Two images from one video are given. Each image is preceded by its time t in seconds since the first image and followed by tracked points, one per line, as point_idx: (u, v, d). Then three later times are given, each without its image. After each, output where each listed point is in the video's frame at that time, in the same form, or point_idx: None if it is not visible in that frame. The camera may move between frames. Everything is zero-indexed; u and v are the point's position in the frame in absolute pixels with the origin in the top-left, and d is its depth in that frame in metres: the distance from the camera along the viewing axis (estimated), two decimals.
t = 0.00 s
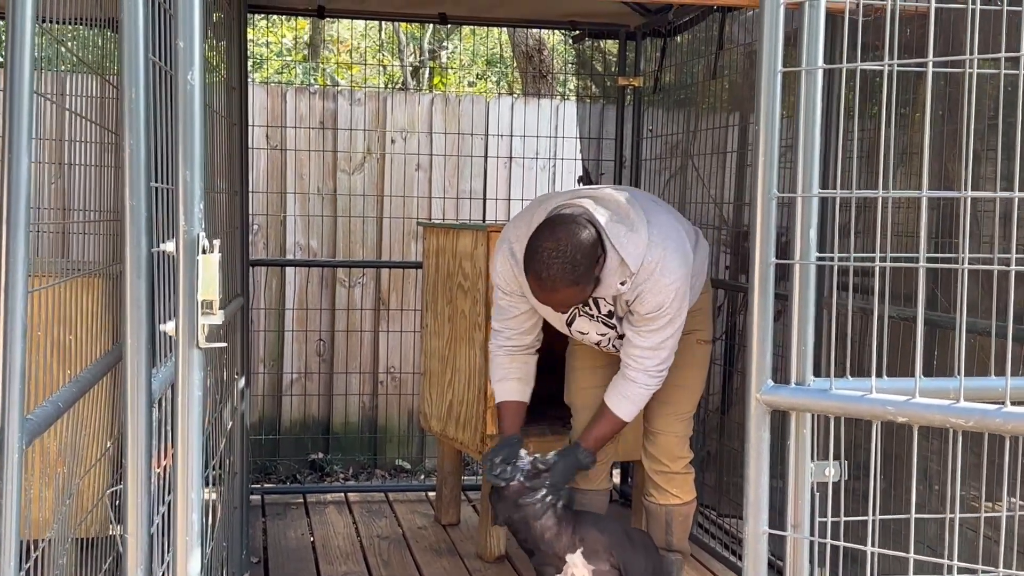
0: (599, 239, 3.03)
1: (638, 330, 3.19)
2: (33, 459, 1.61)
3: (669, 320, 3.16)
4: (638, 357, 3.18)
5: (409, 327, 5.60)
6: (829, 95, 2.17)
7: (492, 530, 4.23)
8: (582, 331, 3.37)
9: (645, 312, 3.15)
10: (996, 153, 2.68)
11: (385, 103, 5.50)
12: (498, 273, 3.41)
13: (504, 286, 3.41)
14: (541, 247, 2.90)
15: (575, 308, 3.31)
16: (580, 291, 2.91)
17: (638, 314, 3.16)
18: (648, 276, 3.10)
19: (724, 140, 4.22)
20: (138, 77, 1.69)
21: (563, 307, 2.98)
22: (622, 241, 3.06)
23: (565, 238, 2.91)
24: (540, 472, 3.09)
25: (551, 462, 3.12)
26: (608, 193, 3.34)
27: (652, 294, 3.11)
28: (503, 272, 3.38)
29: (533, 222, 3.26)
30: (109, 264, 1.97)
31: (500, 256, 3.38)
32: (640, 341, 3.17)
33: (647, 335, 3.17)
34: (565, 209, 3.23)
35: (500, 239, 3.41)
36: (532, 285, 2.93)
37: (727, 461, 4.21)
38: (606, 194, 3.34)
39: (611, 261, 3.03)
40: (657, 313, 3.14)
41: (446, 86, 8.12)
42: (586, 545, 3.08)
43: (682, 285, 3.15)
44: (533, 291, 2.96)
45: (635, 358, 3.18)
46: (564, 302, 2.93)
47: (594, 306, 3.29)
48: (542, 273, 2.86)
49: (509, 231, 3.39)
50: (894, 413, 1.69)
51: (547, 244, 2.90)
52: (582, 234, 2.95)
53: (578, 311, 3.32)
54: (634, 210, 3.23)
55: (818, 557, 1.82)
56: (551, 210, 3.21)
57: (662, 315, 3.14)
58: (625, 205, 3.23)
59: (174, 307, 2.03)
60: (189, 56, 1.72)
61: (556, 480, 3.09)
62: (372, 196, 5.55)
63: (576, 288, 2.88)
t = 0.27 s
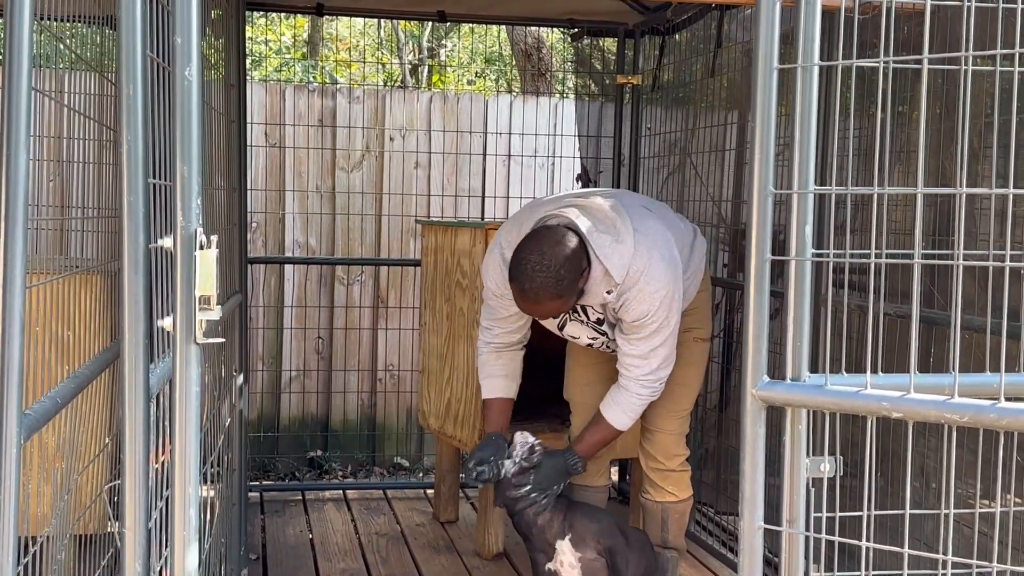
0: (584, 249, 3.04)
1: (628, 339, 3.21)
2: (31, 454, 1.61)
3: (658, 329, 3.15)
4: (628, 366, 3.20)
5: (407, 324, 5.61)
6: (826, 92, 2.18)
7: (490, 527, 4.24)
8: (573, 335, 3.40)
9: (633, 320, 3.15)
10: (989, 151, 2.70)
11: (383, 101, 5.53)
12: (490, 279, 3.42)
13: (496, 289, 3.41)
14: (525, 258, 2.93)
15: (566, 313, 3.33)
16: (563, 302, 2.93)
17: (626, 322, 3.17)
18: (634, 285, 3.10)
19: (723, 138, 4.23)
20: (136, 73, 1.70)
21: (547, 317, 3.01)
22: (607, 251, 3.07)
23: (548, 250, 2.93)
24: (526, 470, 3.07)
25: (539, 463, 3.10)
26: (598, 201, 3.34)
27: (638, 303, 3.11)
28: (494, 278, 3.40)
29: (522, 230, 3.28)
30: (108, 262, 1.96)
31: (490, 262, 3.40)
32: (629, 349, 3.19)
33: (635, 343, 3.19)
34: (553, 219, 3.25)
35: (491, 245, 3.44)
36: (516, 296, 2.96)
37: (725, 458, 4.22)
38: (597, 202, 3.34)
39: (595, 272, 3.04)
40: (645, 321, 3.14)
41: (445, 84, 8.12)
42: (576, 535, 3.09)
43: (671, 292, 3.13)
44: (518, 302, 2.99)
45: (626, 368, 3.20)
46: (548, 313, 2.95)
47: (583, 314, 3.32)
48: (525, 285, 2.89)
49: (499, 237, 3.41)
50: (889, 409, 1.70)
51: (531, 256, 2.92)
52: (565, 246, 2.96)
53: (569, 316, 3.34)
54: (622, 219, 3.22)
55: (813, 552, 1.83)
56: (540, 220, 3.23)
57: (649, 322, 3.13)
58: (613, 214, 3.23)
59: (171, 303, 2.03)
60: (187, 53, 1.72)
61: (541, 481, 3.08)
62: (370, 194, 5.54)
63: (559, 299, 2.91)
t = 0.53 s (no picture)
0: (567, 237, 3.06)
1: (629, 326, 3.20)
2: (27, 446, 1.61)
3: (657, 312, 3.15)
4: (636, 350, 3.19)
5: (404, 320, 5.60)
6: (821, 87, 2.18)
7: (486, 522, 4.25)
8: (565, 327, 3.41)
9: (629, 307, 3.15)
10: (984, 146, 2.71)
11: (380, 96, 5.53)
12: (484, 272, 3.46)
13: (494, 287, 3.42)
14: (505, 248, 2.96)
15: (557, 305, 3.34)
16: (545, 289, 2.96)
17: (622, 310, 3.17)
18: (623, 271, 3.10)
19: (720, 133, 4.22)
20: (131, 66, 1.70)
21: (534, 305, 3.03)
22: (592, 238, 3.08)
23: (529, 238, 2.96)
24: (553, 462, 3.11)
25: (565, 454, 3.13)
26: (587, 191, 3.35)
27: (629, 290, 3.11)
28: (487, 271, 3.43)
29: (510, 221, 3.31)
30: (105, 256, 1.97)
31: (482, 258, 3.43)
32: (633, 336, 3.19)
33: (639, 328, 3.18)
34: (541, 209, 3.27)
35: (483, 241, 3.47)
36: (501, 286, 3.00)
37: (721, 453, 4.22)
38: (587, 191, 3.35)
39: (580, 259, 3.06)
40: (640, 307, 3.13)
41: (442, 80, 8.11)
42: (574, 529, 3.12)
43: (662, 277, 3.13)
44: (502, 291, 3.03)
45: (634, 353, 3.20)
46: (532, 300, 2.98)
47: (575, 304, 3.32)
48: (505, 273, 2.93)
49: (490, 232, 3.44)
50: (881, 402, 1.70)
51: (511, 245, 2.96)
52: (547, 233, 2.98)
53: (560, 308, 3.35)
54: (610, 206, 3.22)
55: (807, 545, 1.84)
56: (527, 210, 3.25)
57: (647, 308, 3.13)
58: (601, 201, 3.24)
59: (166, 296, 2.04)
60: (181, 46, 1.73)
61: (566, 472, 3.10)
62: (367, 189, 5.52)
63: (540, 285, 2.93)
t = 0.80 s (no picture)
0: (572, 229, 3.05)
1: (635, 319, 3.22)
2: (19, 438, 1.59)
3: (663, 302, 3.17)
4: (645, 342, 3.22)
5: (399, 314, 5.60)
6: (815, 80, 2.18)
7: (481, 516, 4.26)
8: (565, 320, 3.41)
9: (633, 299, 3.16)
10: (977, 140, 2.72)
11: (375, 90, 5.50)
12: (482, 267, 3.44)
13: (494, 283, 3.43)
14: (512, 240, 2.94)
15: (559, 298, 3.35)
16: (555, 281, 2.95)
17: (627, 302, 3.18)
18: (627, 263, 3.11)
19: (716, 128, 4.22)
20: (122, 57, 1.69)
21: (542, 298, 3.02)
22: (597, 230, 3.08)
23: (535, 230, 2.94)
24: (585, 463, 3.11)
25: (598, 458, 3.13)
26: (583, 183, 3.35)
27: (634, 282, 3.12)
28: (485, 265, 3.41)
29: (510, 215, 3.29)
30: (99, 250, 1.96)
31: (480, 251, 3.40)
32: (641, 327, 3.21)
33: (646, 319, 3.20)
34: (541, 201, 3.26)
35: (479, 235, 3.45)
36: (508, 280, 2.97)
37: (716, 448, 4.23)
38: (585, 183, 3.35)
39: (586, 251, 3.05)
40: (644, 299, 3.15)
41: (438, 74, 8.10)
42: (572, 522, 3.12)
43: (665, 268, 3.15)
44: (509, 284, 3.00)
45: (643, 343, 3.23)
46: (542, 292, 2.96)
47: (577, 296, 3.31)
48: (514, 265, 2.91)
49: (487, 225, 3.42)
50: (873, 395, 1.71)
51: (519, 237, 2.94)
52: (552, 225, 2.97)
53: (561, 300, 3.36)
54: (611, 197, 3.23)
55: (798, 538, 1.84)
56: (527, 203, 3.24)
57: (652, 299, 3.15)
58: (602, 193, 3.24)
59: (157, 289, 2.03)
60: (173, 36, 1.72)
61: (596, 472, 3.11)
62: (363, 183, 5.53)
63: (551, 277, 2.92)
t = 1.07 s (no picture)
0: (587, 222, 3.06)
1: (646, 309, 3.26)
2: (15, 432, 1.59)
3: (673, 291, 3.24)
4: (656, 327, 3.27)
5: (396, 309, 5.59)
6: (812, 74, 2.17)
7: (478, 510, 4.26)
8: (570, 315, 3.41)
9: (645, 291, 3.20)
10: (973, 135, 2.73)
11: (372, 85, 5.48)
12: (486, 262, 3.43)
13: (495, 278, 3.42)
14: (532, 236, 2.94)
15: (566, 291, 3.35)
16: (577, 274, 2.96)
17: (639, 295, 3.21)
18: (640, 255, 3.14)
19: (714, 122, 4.21)
20: (119, 50, 1.69)
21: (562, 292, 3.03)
22: (612, 222, 3.10)
23: (554, 224, 2.95)
24: (609, 454, 3.12)
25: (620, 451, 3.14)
26: (586, 175, 3.37)
27: (647, 274, 3.16)
28: (491, 260, 3.40)
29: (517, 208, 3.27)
30: (95, 243, 1.96)
31: (485, 247, 3.39)
32: (653, 316, 3.26)
33: (657, 307, 3.24)
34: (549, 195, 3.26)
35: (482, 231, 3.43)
36: (529, 276, 2.97)
37: (713, 442, 4.23)
38: (588, 174, 3.35)
39: (602, 244, 3.07)
40: (656, 290, 3.20)
41: (435, 69, 8.09)
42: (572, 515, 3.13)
43: (674, 258, 3.20)
44: (530, 280, 3.00)
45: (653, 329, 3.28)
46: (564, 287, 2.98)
47: (585, 289, 3.32)
48: (538, 261, 2.91)
49: (491, 221, 3.41)
50: (869, 389, 1.71)
51: (538, 233, 2.94)
52: (569, 218, 2.99)
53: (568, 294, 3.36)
54: (618, 189, 3.24)
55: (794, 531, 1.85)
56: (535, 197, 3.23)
57: (664, 289, 3.21)
58: (608, 185, 3.25)
59: (152, 283, 2.03)
60: (169, 29, 1.72)
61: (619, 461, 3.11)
62: (360, 177, 5.51)
63: (575, 270, 2.94)
